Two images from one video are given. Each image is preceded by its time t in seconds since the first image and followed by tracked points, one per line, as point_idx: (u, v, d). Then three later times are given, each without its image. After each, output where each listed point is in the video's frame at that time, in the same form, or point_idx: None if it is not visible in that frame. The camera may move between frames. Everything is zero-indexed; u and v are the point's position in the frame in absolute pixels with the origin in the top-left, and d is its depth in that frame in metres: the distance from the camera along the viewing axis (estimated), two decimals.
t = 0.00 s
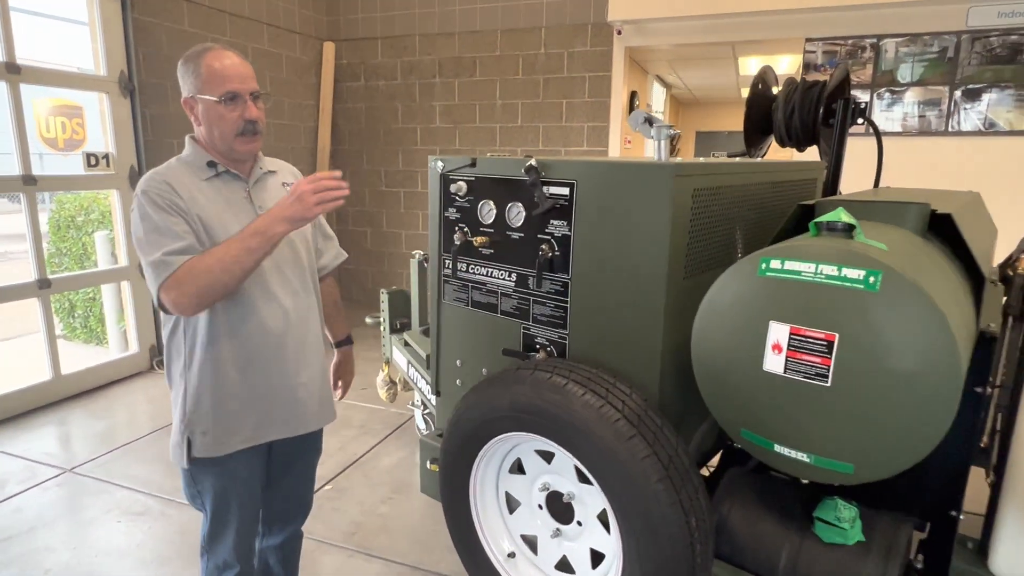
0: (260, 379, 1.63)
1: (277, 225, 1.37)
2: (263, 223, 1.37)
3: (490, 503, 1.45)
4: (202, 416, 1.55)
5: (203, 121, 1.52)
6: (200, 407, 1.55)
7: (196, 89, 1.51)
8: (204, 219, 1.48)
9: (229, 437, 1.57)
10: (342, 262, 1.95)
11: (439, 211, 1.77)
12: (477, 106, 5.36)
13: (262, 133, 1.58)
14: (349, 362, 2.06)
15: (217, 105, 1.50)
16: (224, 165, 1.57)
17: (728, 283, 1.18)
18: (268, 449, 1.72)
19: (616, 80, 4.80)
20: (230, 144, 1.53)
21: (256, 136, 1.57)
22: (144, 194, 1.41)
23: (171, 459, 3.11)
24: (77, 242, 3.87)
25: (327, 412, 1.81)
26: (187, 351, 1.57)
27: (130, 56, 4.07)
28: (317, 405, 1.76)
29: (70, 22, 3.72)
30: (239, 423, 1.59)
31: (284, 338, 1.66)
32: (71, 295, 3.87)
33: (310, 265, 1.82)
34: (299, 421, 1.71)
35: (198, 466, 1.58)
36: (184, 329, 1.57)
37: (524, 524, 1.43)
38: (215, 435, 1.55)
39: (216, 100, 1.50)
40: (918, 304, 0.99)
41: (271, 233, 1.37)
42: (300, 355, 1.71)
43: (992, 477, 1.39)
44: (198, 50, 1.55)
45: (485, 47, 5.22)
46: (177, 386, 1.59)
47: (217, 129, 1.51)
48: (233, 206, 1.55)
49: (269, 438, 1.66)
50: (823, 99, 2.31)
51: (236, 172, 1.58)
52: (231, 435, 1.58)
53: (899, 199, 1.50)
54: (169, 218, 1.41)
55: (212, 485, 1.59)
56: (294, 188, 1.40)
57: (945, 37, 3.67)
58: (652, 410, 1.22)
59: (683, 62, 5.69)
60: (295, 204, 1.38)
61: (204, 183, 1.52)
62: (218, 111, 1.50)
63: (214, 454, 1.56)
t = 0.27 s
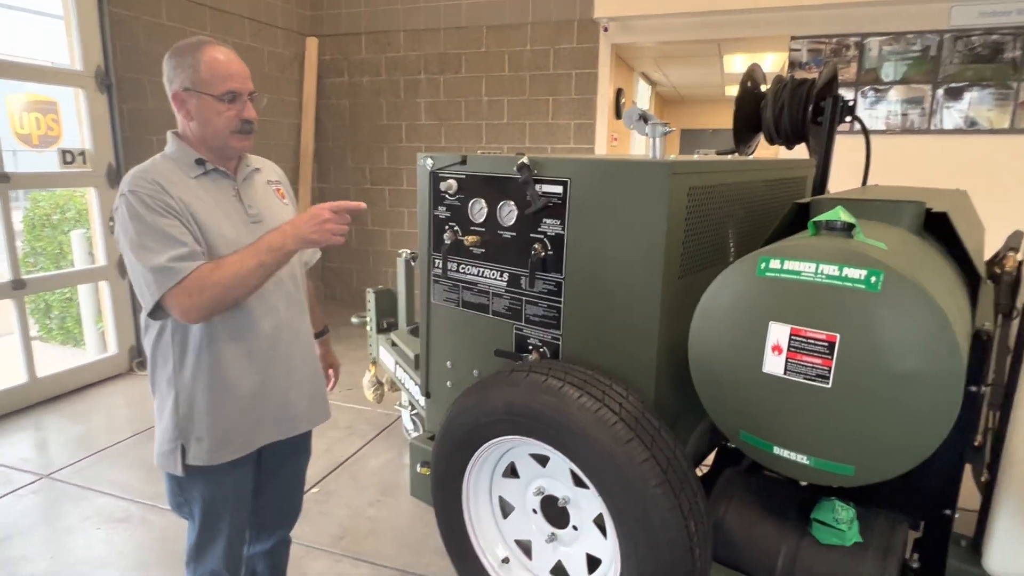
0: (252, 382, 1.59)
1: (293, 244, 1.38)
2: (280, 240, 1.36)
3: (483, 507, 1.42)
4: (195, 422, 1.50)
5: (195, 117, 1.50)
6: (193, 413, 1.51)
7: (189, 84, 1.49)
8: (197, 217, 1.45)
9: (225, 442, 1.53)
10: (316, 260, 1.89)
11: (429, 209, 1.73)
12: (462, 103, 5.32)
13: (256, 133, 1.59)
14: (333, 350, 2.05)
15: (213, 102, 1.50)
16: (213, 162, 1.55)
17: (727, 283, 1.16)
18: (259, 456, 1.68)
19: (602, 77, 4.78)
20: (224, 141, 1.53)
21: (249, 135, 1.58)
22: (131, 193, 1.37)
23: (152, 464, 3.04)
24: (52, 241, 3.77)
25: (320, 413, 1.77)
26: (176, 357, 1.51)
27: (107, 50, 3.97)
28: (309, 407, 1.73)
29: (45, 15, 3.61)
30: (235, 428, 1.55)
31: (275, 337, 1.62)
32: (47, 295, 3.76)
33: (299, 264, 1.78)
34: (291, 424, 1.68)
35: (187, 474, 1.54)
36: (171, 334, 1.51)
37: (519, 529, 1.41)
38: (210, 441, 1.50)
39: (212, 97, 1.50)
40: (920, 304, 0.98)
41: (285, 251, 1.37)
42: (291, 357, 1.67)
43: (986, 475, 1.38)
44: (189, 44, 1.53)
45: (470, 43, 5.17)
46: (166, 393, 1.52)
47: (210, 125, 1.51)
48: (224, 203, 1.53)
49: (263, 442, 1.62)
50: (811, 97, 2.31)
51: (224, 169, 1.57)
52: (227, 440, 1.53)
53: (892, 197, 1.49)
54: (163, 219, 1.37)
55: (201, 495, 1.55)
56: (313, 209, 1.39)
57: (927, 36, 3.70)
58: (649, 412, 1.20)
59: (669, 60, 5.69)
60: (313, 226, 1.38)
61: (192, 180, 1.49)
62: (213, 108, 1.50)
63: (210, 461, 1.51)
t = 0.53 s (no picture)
0: (250, 384, 1.57)
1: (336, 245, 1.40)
2: (324, 239, 1.38)
3: (481, 512, 1.41)
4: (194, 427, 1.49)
5: (186, 119, 1.48)
6: (192, 418, 1.50)
7: (178, 85, 1.47)
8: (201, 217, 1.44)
9: (226, 445, 1.51)
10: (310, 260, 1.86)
11: (422, 211, 1.72)
12: (449, 103, 5.30)
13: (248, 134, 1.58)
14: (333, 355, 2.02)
15: (205, 102, 1.48)
16: (204, 164, 1.53)
17: (726, 285, 1.17)
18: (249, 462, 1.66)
19: (589, 77, 4.79)
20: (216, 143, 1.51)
21: (241, 136, 1.57)
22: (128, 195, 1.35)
23: (136, 469, 2.98)
24: (31, 242, 3.69)
25: (316, 416, 1.75)
26: (171, 359, 1.49)
27: (87, 48, 3.89)
28: (305, 410, 1.71)
29: (22, 12, 3.52)
30: (235, 431, 1.53)
31: (270, 340, 1.60)
32: (26, 298, 3.67)
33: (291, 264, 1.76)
34: (288, 426, 1.66)
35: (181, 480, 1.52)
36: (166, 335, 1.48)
37: (517, 532, 1.40)
38: (211, 444, 1.48)
39: (204, 99, 1.48)
40: (918, 306, 0.99)
41: (327, 252, 1.40)
42: (287, 358, 1.66)
43: (977, 473, 1.40)
44: (180, 43, 1.51)
45: (457, 42, 5.15)
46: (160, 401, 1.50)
47: (203, 129, 1.49)
48: (219, 205, 1.51)
49: (262, 444, 1.61)
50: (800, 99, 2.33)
51: (215, 170, 1.55)
52: (227, 443, 1.51)
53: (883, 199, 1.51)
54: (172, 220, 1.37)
55: (191, 501, 1.54)
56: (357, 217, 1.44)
57: (909, 38, 3.75)
58: (647, 414, 1.21)
59: (654, 60, 5.72)
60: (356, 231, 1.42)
61: (187, 182, 1.47)
62: (205, 109, 1.48)
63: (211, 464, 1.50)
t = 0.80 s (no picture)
0: (260, 386, 1.58)
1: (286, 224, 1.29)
2: (276, 219, 1.29)
3: (489, 511, 1.43)
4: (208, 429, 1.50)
5: (192, 121, 1.49)
6: (206, 421, 1.51)
7: (186, 88, 1.48)
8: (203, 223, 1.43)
9: (239, 448, 1.52)
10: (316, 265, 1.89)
11: (425, 214, 1.73)
12: (440, 103, 5.30)
13: (254, 135, 1.57)
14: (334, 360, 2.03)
15: (210, 105, 1.48)
16: (214, 167, 1.54)
17: (731, 288, 1.20)
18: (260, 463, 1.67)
19: (580, 79, 4.82)
20: (223, 146, 1.51)
21: (247, 137, 1.55)
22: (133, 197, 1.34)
23: (131, 474, 2.96)
24: (17, 244, 3.64)
25: (322, 418, 1.76)
26: (182, 365, 1.49)
27: (75, 48, 3.84)
28: (314, 411, 1.72)
29: (8, 12, 3.48)
30: (248, 432, 1.54)
31: (279, 343, 1.61)
32: (12, 302, 3.63)
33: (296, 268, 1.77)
34: (297, 427, 1.67)
35: (190, 484, 1.52)
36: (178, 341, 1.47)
37: (524, 531, 1.42)
38: (225, 447, 1.49)
39: (208, 99, 1.48)
40: (919, 306, 1.02)
41: (277, 232, 1.29)
42: (296, 360, 1.66)
43: (971, 469, 1.43)
44: (188, 47, 1.51)
45: (448, 43, 5.16)
46: (170, 406, 1.50)
47: (208, 129, 1.49)
48: (226, 209, 1.52)
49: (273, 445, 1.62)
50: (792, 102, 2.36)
51: (224, 173, 1.56)
52: (240, 445, 1.52)
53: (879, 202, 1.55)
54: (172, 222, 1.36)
55: (204, 505, 1.53)
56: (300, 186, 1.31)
57: (894, 42, 3.82)
58: (654, 414, 1.23)
59: (644, 62, 5.76)
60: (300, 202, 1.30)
61: (194, 185, 1.48)
62: (211, 111, 1.48)
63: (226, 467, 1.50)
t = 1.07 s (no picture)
0: (259, 383, 1.57)
1: (340, 152, 1.26)
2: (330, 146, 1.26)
3: (496, 508, 1.44)
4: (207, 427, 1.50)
5: (188, 122, 1.48)
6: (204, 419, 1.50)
7: (179, 90, 1.47)
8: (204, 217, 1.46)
9: (235, 443, 1.51)
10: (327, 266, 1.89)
11: (428, 213, 1.73)
12: (432, 102, 5.29)
13: (250, 133, 1.55)
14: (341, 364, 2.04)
15: (203, 105, 1.46)
16: (213, 167, 1.54)
17: (737, 286, 1.22)
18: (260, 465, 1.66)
19: (573, 78, 4.84)
20: (218, 146, 1.50)
21: (244, 135, 1.55)
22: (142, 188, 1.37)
23: (126, 476, 2.94)
24: (5, 245, 3.59)
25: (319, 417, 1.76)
26: (182, 358, 1.49)
27: (64, 46, 3.79)
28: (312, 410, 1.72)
29: None
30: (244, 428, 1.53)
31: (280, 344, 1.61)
32: None
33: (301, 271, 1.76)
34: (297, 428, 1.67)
35: (193, 484, 1.52)
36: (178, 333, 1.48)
37: (531, 528, 1.43)
38: (219, 442, 1.48)
39: (201, 99, 1.46)
40: (923, 304, 1.04)
41: (330, 160, 1.25)
42: (296, 358, 1.66)
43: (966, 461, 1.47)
44: (178, 47, 1.50)
45: (440, 42, 5.15)
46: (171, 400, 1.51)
47: (203, 130, 1.48)
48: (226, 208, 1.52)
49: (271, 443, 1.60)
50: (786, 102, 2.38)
51: (224, 172, 1.56)
52: (235, 440, 1.51)
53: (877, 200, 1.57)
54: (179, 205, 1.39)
55: (200, 505, 1.53)
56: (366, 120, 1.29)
57: (882, 42, 3.87)
58: (662, 411, 1.25)
59: (635, 61, 5.79)
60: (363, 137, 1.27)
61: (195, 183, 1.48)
62: (203, 112, 1.47)
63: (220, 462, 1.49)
